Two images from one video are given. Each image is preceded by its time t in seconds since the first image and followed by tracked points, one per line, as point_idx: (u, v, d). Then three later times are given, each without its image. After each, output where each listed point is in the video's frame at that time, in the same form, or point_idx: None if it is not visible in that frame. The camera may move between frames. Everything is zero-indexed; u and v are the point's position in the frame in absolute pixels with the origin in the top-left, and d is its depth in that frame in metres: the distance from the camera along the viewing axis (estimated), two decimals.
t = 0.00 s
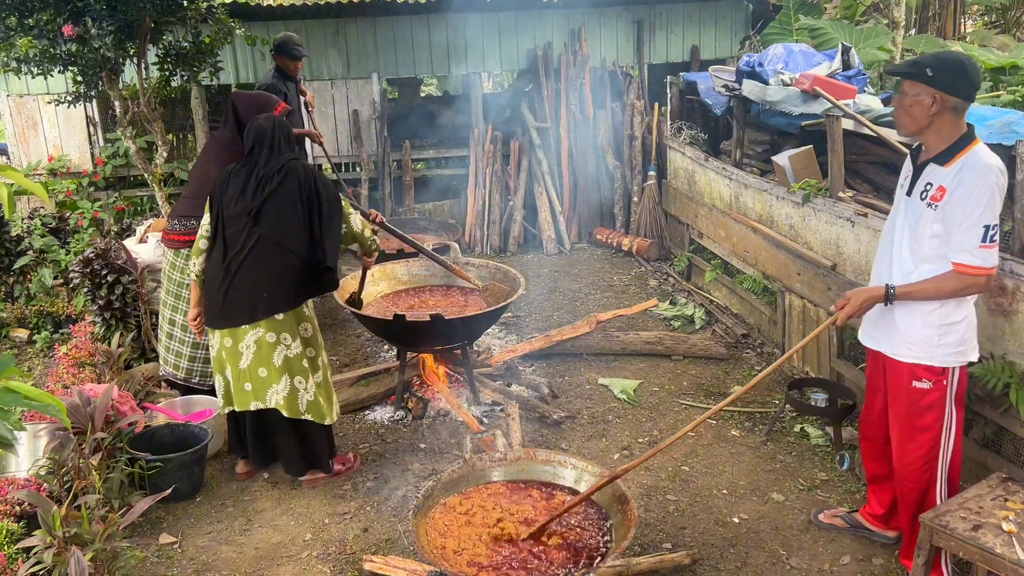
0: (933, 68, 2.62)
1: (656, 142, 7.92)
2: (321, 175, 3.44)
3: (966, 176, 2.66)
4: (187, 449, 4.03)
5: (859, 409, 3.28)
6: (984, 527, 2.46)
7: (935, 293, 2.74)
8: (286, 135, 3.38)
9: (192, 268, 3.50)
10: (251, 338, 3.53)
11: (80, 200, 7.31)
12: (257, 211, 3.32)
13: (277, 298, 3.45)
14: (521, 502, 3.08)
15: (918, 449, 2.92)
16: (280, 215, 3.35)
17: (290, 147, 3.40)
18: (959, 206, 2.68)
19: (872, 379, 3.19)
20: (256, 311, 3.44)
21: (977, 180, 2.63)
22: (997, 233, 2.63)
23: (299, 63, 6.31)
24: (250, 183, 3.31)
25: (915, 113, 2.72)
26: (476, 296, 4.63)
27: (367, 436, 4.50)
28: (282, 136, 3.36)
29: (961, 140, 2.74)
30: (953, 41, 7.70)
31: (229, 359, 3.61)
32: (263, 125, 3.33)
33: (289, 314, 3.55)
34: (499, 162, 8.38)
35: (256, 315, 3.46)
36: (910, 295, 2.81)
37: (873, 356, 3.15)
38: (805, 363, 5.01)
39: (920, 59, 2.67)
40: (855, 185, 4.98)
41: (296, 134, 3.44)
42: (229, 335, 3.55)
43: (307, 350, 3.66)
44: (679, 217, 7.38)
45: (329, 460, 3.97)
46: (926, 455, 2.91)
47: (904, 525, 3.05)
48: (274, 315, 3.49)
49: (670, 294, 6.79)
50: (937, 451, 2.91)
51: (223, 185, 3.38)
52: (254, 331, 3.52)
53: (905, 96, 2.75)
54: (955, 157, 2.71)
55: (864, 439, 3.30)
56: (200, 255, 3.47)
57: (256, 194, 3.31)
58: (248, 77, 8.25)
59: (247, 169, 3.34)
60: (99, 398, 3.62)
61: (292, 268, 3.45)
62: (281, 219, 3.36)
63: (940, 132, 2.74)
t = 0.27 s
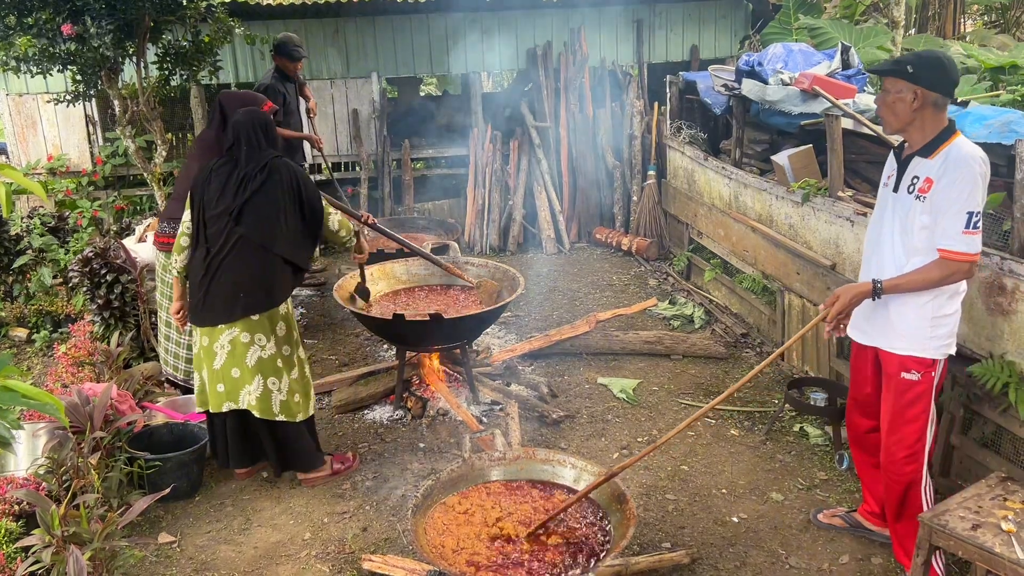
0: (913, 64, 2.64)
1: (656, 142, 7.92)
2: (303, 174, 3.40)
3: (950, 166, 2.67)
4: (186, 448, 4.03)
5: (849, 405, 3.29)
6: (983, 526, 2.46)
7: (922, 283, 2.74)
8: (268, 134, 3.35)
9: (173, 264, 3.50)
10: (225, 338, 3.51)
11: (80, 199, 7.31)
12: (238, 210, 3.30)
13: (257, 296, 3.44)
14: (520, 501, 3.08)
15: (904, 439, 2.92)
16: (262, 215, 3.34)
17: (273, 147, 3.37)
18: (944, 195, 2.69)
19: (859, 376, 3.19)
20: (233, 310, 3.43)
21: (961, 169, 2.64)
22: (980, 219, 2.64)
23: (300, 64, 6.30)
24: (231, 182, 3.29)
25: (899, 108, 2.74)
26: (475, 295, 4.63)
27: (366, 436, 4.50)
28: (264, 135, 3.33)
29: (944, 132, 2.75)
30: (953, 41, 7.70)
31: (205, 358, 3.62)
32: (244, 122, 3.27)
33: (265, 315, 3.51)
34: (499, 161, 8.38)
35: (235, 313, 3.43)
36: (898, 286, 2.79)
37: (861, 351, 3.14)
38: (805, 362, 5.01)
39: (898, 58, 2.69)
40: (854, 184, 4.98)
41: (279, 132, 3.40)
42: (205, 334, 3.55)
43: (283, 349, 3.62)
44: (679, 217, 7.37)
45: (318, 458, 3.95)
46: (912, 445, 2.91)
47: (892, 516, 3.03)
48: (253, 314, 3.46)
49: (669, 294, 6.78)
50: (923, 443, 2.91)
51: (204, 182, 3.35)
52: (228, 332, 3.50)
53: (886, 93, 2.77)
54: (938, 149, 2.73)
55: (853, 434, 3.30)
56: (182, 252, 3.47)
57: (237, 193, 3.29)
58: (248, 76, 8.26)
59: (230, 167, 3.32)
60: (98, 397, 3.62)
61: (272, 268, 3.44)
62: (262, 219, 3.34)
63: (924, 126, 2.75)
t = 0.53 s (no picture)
0: (914, 63, 2.64)
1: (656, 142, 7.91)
2: (273, 158, 3.33)
3: (949, 164, 2.67)
4: (186, 447, 4.03)
5: (847, 404, 3.28)
6: (983, 527, 2.46)
7: (920, 282, 2.74)
8: (232, 125, 3.31)
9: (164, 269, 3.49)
10: (215, 336, 3.50)
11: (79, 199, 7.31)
12: (214, 208, 3.27)
13: (247, 292, 3.41)
14: (520, 500, 3.08)
15: (907, 439, 2.92)
16: (240, 208, 3.30)
17: (239, 136, 3.32)
18: (942, 193, 2.69)
19: (858, 376, 3.17)
20: (227, 310, 3.41)
21: (960, 167, 2.64)
22: (980, 217, 2.63)
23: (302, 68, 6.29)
24: (203, 180, 3.26)
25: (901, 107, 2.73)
26: (475, 295, 4.63)
27: (366, 435, 4.50)
28: (228, 127, 3.29)
29: (944, 130, 2.75)
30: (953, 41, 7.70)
31: (195, 354, 3.59)
32: (211, 117, 3.26)
33: (256, 309, 3.49)
34: (499, 161, 8.37)
35: (227, 311, 3.42)
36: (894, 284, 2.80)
37: (859, 349, 3.14)
38: (804, 362, 5.01)
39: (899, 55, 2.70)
40: (855, 184, 4.98)
41: (245, 120, 3.35)
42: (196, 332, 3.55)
43: (273, 343, 3.60)
44: (678, 217, 7.37)
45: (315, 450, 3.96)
46: (914, 445, 2.91)
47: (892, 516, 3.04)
48: (245, 309, 3.45)
49: (669, 293, 6.78)
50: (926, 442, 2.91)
51: (178, 186, 3.34)
52: (218, 329, 3.48)
53: (886, 91, 2.77)
54: (938, 147, 2.73)
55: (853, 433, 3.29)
56: (170, 255, 3.45)
57: (211, 191, 3.26)
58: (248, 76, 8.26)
59: (200, 165, 3.29)
60: (97, 397, 3.62)
61: (259, 260, 3.40)
62: (241, 213, 3.30)
63: (924, 125, 2.75)
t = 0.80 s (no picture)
0: (927, 63, 2.63)
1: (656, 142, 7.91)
2: (259, 156, 3.30)
3: (957, 168, 2.67)
4: (186, 447, 4.04)
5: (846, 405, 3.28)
6: (983, 527, 2.46)
7: (926, 286, 2.74)
8: (221, 124, 3.30)
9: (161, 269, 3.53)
10: (211, 336, 3.49)
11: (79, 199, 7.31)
12: (202, 208, 3.28)
13: (237, 291, 3.41)
14: (520, 501, 3.08)
15: (909, 441, 2.93)
16: (227, 207, 3.29)
17: (228, 135, 3.32)
18: (949, 196, 2.69)
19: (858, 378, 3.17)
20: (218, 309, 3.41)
21: (969, 171, 2.64)
22: (988, 222, 2.63)
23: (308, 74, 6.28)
24: (192, 180, 3.28)
25: (913, 107, 2.72)
26: (475, 295, 4.63)
27: (366, 435, 4.50)
28: (216, 126, 3.29)
29: (953, 133, 2.74)
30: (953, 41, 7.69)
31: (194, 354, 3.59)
32: (200, 118, 3.28)
33: (248, 308, 3.48)
34: (499, 161, 8.38)
35: (219, 310, 3.41)
36: (900, 289, 2.81)
37: (859, 352, 3.15)
38: (804, 363, 5.01)
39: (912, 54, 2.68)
40: (855, 184, 4.99)
41: (235, 119, 3.34)
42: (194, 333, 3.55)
43: (268, 341, 3.59)
44: (678, 217, 7.37)
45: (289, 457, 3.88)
46: (915, 447, 2.92)
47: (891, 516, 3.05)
48: (237, 309, 3.44)
49: (669, 294, 6.79)
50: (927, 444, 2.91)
51: (171, 187, 3.38)
52: (214, 330, 3.48)
53: (896, 90, 2.76)
54: (947, 150, 2.72)
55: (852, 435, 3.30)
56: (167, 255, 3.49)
57: (198, 190, 3.27)
58: (248, 76, 8.27)
59: (190, 165, 3.31)
60: (97, 397, 3.63)
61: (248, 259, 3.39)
62: (228, 212, 3.30)
63: (933, 127, 2.75)
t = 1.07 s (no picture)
0: (936, 64, 2.62)
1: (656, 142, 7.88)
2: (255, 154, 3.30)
3: (965, 171, 2.66)
4: (185, 448, 4.03)
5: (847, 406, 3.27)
6: (983, 528, 2.46)
7: (929, 290, 2.74)
8: (223, 124, 3.35)
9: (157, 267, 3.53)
10: (208, 333, 3.49)
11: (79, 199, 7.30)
12: (197, 204, 3.30)
13: (230, 288, 3.38)
14: (520, 501, 3.07)
15: (912, 444, 2.93)
16: (221, 204, 3.29)
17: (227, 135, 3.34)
18: (954, 200, 2.68)
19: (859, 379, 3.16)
20: (212, 306, 3.39)
21: (976, 175, 2.63)
22: (993, 227, 2.64)
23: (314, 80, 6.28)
24: (190, 177, 3.31)
25: (921, 110, 2.71)
26: (474, 296, 4.62)
27: (365, 436, 4.50)
28: (217, 125, 3.32)
29: (961, 137, 2.73)
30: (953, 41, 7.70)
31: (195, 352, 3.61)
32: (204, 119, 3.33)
33: (242, 305, 3.45)
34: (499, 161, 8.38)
35: (215, 307, 3.39)
36: (902, 292, 2.80)
37: (859, 353, 3.14)
38: (804, 363, 5.00)
39: (920, 56, 2.67)
40: (855, 185, 4.98)
41: (238, 120, 3.38)
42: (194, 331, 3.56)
43: (263, 338, 3.56)
44: (678, 217, 7.36)
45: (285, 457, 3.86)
46: (918, 448, 2.93)
47: (895, 515, 3.06)
48: (230, 306, 3.41)
49: (669, 294, 6.79)
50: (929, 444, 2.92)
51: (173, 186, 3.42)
52: (211, 326, 3.48)
53: (903, 92, 2.75)
54: (954, 153, 2.71)
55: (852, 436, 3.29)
56: (164, 253, 3.50)
57: (195, 187, 3.29)
58: (248, 76, 8.27)
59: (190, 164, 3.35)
60: (96, 397, 3.63)
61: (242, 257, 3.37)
62: (221, 208, 3.29)
63: (941, 130, 2.74)
